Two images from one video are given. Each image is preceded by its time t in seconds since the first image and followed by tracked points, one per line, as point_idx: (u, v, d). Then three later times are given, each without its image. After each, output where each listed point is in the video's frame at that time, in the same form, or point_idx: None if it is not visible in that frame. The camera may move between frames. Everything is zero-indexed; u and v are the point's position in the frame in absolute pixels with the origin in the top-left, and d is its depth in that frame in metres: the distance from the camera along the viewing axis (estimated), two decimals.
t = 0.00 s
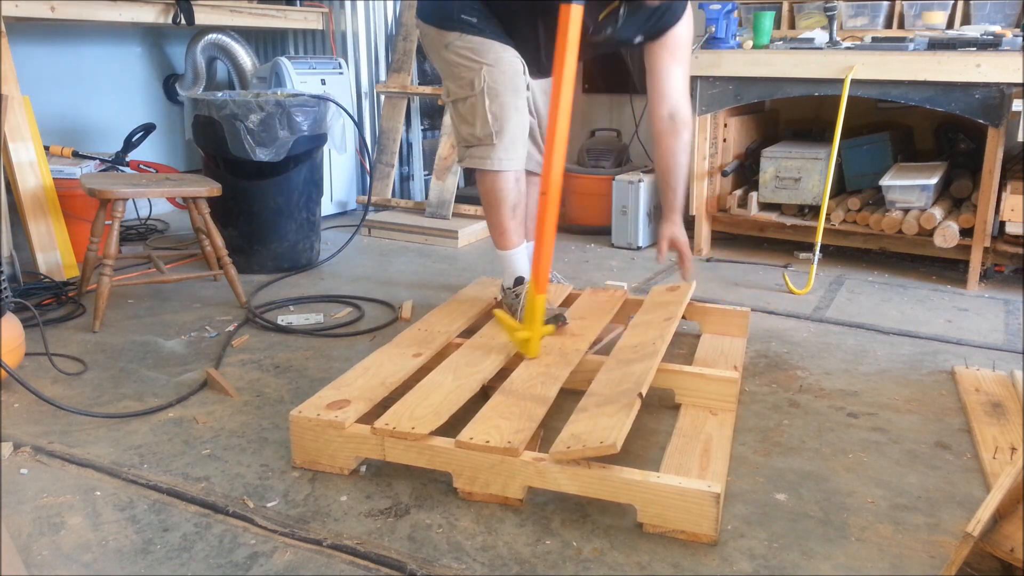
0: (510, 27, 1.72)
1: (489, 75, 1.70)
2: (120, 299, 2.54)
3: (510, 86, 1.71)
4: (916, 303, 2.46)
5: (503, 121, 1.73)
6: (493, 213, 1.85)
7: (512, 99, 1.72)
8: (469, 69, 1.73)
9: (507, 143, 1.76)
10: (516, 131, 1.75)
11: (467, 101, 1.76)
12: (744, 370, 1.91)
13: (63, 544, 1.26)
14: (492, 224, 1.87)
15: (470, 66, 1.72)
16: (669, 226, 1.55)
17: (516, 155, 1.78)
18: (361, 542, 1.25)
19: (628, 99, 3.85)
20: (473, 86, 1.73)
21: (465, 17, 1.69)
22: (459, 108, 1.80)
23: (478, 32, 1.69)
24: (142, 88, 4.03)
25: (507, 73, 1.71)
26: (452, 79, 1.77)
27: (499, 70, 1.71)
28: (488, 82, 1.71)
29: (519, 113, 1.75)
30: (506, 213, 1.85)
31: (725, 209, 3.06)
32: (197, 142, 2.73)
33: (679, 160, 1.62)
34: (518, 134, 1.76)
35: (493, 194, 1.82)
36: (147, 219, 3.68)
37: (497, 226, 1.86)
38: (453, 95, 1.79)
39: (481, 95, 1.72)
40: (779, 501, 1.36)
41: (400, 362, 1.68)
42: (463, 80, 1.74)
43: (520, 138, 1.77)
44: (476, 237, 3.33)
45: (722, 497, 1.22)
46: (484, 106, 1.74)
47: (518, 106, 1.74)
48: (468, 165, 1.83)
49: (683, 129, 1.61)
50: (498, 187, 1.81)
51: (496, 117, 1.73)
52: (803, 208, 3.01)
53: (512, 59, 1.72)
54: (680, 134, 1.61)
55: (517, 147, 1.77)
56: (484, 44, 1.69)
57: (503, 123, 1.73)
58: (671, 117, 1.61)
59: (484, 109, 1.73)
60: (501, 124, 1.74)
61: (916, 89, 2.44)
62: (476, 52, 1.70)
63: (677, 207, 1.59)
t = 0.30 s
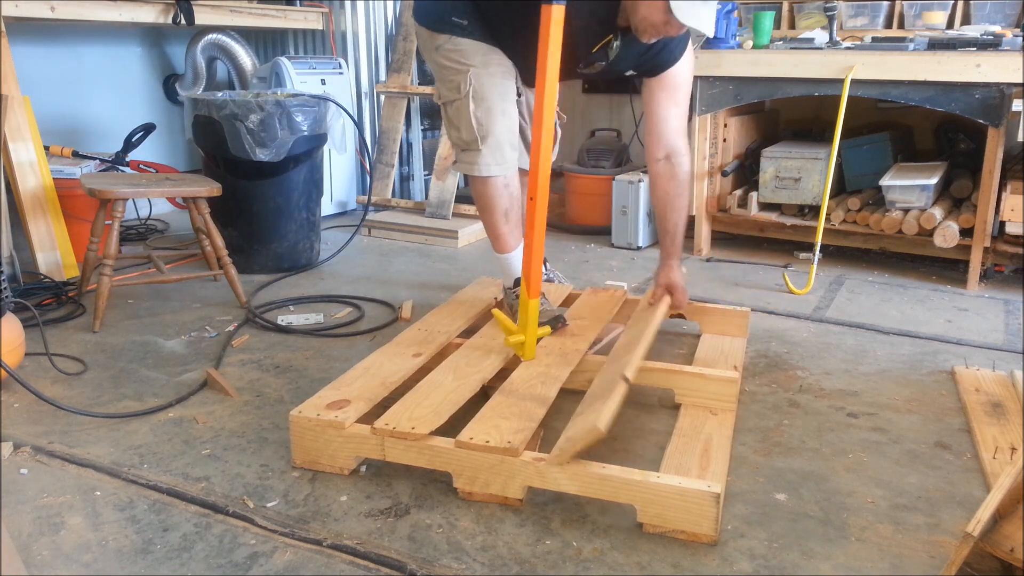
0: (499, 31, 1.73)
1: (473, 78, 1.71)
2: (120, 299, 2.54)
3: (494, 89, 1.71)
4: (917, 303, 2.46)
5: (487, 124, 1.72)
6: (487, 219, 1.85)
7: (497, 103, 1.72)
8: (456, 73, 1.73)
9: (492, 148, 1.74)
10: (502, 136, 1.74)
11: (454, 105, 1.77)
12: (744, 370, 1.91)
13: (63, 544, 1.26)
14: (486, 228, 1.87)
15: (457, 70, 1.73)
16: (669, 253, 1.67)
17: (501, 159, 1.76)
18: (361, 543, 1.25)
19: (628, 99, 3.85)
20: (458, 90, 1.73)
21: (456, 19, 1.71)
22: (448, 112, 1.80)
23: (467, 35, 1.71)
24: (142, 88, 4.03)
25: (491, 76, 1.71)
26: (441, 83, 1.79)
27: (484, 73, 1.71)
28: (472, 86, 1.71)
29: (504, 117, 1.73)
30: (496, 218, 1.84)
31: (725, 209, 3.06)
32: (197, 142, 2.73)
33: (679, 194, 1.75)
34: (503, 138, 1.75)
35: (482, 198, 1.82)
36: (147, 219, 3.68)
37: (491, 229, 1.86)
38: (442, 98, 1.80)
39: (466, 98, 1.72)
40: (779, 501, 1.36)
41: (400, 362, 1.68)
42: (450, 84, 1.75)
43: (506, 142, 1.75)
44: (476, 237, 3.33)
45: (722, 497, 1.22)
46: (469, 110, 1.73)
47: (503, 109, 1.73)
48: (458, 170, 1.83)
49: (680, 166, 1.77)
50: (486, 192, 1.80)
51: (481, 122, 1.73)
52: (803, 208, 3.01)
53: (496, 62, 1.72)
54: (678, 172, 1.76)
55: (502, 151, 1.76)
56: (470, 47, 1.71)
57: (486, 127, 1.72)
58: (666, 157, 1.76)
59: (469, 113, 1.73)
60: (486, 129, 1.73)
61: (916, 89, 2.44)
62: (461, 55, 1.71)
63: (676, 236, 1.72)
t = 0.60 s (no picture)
0: (502, 32, 1.71)
1: (479, 86, 1.71)
2: (120, 299, 2.54)
3: (501, 96, 1.70)
4: (916, 303, 2.46)
5: (496, 131, 1.73)
6: (495, 223, 1.85)
7: (503, 110, 1.71)
8: (462, 80, 1.74)
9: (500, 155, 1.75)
10: (508, 141, 1.74)
11: (463, 112, 1.77)
12: (744, 370, 1.91)
13: (63, 544, 1.26)
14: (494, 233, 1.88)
15: (463, 77, 1.73)
16: (641, 210, 1.56)
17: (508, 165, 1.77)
18: (361, 542, 1.25)
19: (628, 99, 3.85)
20: (467, 97, 1.73)
21: (456, 26, 1.71)
22: (457, 118, 1.81)
23: (469, 40, 1.70)
24: (142, 88, 4.03)
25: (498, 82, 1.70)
26: (450, 89, 1.79)
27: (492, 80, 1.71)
28: (480, 93, 1.71)
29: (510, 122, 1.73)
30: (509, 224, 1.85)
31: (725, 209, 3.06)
32: (197, 142, 2.73)
33: (664, 152, 1.61)
34: (512, 144, 1.75)
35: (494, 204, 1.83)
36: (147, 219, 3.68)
37: (499, 234, 1.86)
38: (450, 105, 1.81)
39: (474, 105, 1.72)
40: (779, 501, 1.36)
41: (400, 362, 1.68)
42: (458, 91, 1.75)
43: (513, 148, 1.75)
44: (476, 237, 3.33)
45: (722, 497, 1.22)
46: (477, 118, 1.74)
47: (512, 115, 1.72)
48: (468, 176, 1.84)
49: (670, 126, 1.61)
50: (497, 199, 1.82)
51: (488, 129, 1.73)
52: (803, 208, 3.01)
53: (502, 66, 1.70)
54: (666, 131, 1.61)
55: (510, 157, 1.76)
56: (475, 52, 1.70)
57: (495, 134, 1.73)
58: (656, 117, 1.62)
59: (477, 121, 1.73)
60: (493, 136, 1.73)
61: (916, 89, 2.44)
62: (467, 62, 1.71)
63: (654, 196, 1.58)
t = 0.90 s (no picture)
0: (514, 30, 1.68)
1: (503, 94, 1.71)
2: (120, 299, 2.54)
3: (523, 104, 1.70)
4: (916, 303, 2.46)
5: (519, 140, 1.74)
6: (506, 224, 1.89)
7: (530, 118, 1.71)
8: (484, 89, 1.73)
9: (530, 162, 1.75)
10: (538, 150, 1.73)
11: (483, 120, 1.77)
12: (744, 370, 1.91)
13: (63, 544, 1.26)
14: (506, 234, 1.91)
15: (484, 86, 1.73)
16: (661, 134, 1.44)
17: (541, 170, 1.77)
18: (361, 542, 1.25)
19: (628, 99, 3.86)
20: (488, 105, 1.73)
21: (467, 31, 1.69)
22: (476, 126, 1.80)
23: (484, 45, 1.69)
24: (142, 88, 4.03)
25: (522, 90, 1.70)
26: (469, 96, 1.78)
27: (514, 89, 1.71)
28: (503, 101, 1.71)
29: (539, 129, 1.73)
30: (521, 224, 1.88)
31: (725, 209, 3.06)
32: (197, 142, 2.73)
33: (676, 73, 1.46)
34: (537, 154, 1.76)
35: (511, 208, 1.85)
36: (147, 219, 3.68)
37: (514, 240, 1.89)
38: (469, 113, 1.79)
39: (496, 114, 1.73)
40: (779, 501, 1.36)
41: (400, 362, 1.68)
42: (479, 99, 1.75)
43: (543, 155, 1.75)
44: (476, 237, 3.33)
45: (722, 497, 1.22)
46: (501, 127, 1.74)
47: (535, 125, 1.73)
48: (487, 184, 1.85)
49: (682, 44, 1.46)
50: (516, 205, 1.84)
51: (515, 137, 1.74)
52: (803, 208, 3.01)
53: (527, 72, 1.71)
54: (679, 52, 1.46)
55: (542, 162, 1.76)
56: (493, 59, 1.69)
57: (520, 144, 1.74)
58: (667, 38, 1.45)
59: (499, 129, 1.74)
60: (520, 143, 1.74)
61: (916, 89, 2.44)
62: (489, 70, 1.70)
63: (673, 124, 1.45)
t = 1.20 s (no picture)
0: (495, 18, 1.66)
1: (482, 88, 1.70)
2: (120, 299, 2.54)
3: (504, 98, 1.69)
4: (916, 303, 2.46)
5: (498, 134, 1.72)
6: (500, 220, 1.88)
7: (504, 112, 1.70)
8: (464, 79, 1.72)
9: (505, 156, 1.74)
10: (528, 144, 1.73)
11: (457, 111, 1.74)
12: (744, 370, 1.91)
13: (63, 544, 1.26)
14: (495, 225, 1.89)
15: (465, 76, 1.72)
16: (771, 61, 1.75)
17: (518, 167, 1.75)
18: (361, 542, 1.25)
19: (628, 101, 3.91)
20: (466, 96, 1.71)
21: (452, 19, 1.70)
22: (444, 115, 1.77)
23: (468, 35, 1.69)
24: (142, 88, 4.03)
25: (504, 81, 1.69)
26: (445, 85, 1.75)
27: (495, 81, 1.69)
28: (483, 93, 1.70)
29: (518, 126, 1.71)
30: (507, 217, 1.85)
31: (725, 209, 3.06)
32: (197, 142, 2.73)
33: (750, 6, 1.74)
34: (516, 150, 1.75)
35: (501, 202, 1.83)
36: (147, 219, 3.68)
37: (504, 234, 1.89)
38: (438, 102, 1.77)
39: (473, 107, 1.71)
40: (779, 501, 1.36)
41: (400, 362, 1.68)
42: (457, 89, 1.73)
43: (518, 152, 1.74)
44: (476, 237, 3.33)
45: (722, 497, 1.22)
46: (477, 119, 1.72)
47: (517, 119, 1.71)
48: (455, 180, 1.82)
49: None
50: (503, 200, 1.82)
51: (490, 131, 1.72)
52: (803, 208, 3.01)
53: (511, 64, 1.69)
54: None
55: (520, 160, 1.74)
56: (476, 50, 1.69)
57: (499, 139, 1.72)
58: None
59: (474, 122, 1.72)
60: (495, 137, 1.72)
61: (916, 89, 2.44)
62: (473, 59, 1.70)
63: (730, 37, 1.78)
